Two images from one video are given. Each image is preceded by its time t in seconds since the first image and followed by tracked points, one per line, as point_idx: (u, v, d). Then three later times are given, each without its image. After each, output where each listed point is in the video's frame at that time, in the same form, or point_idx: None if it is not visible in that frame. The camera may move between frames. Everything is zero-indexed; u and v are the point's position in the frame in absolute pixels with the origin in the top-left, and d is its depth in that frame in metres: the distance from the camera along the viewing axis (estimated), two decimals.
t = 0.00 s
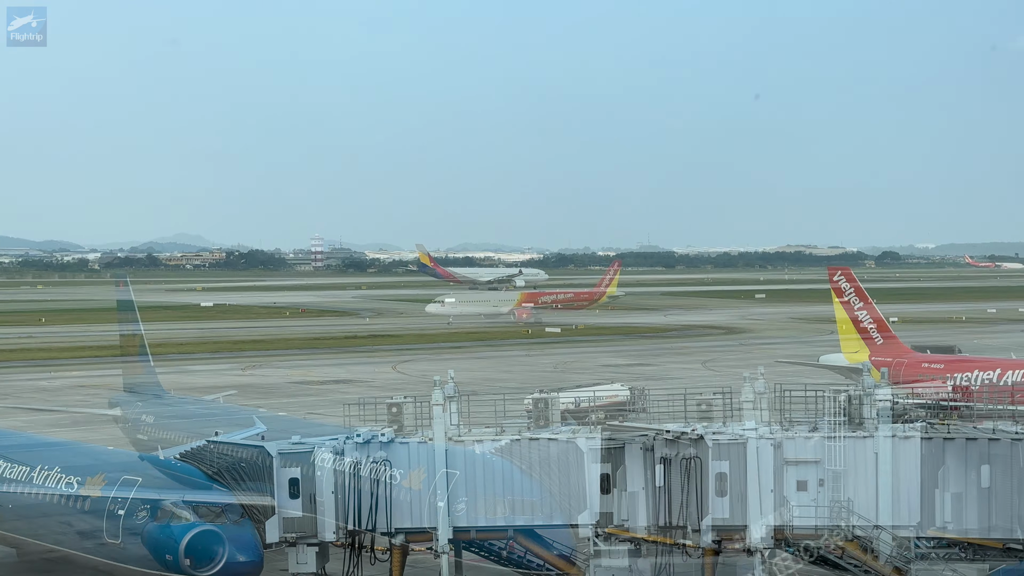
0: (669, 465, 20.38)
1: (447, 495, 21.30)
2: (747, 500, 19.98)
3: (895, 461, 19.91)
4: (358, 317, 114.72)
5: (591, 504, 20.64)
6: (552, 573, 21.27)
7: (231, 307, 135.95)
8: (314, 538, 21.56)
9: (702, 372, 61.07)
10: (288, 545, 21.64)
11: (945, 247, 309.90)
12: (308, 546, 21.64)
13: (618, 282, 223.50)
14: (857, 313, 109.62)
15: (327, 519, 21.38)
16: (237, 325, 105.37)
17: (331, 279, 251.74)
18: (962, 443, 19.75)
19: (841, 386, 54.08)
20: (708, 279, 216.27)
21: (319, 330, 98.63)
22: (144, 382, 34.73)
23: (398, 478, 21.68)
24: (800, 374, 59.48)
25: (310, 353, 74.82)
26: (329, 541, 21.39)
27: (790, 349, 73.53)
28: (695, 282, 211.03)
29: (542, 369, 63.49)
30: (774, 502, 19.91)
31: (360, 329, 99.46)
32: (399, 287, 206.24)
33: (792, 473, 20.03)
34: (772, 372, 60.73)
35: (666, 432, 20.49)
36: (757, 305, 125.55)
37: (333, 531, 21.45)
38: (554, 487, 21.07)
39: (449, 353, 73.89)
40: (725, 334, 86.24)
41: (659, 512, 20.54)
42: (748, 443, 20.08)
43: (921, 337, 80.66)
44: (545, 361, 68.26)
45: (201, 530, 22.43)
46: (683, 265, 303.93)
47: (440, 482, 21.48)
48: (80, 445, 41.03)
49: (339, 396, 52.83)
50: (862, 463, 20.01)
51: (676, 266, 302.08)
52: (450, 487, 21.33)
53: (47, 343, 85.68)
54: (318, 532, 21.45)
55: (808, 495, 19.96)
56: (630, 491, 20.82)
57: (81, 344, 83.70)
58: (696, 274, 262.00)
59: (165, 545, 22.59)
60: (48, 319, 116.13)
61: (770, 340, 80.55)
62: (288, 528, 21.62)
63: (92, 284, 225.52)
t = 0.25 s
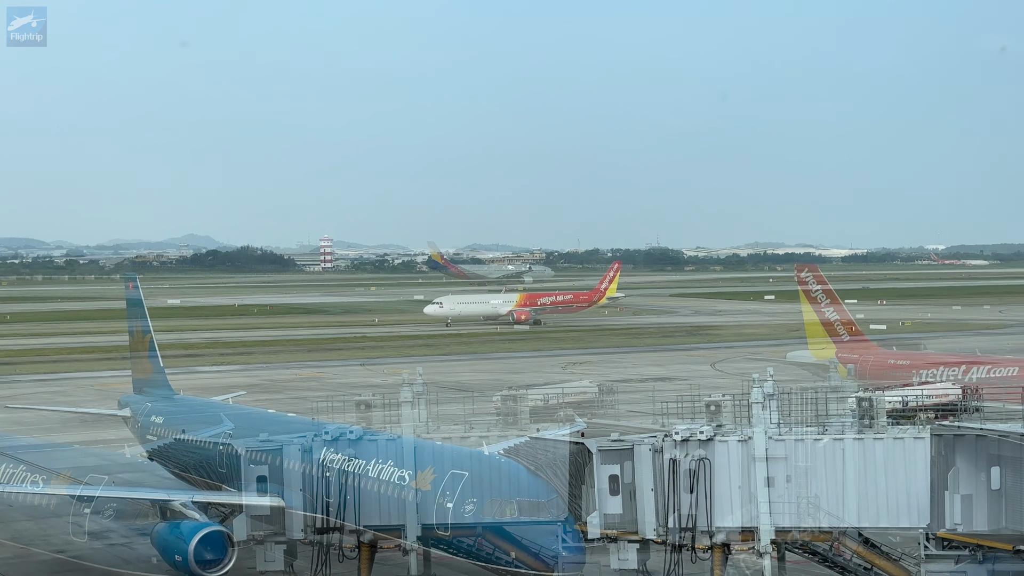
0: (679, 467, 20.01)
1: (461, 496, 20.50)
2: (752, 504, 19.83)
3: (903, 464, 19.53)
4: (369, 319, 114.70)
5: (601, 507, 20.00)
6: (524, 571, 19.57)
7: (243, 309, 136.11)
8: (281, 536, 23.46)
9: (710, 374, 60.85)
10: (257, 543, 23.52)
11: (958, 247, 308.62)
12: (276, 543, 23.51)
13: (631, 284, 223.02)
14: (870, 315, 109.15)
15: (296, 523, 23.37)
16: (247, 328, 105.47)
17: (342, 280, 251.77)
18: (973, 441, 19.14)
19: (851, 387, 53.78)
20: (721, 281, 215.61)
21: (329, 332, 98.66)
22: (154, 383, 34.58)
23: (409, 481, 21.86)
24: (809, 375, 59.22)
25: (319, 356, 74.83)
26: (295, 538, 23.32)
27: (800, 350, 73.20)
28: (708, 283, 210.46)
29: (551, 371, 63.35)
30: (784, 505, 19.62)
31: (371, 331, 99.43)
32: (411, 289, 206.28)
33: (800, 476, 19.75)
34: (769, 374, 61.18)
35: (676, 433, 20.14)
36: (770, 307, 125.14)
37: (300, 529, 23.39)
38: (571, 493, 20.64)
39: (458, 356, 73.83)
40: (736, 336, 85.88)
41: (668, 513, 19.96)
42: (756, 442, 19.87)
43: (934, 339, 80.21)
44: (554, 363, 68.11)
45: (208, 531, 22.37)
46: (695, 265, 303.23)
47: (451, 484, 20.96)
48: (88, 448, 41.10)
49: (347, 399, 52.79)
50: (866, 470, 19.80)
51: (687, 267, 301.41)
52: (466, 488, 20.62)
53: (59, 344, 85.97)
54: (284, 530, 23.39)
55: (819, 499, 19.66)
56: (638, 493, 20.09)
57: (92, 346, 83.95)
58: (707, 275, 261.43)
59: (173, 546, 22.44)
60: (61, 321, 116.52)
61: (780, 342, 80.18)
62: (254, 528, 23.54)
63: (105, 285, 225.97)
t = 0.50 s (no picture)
0: (689, 469, 20.11)
1: (471, 499, 20.46)
2: (759, 507, 19.78)
3: (914, 467, 19.01)
4: (381, 321, 114.77)
5: (609, 509, 20.01)
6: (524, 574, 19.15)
7: (255, 311, 136.37)
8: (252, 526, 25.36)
9: (721, 376, 60.65)
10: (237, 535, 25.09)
11: (970, 249, 308.05)
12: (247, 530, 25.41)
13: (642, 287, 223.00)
14: (882, 317, 108.78)
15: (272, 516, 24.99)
16: (258, 330, 105.63)
17: (354, 282, 252.28)
18: (986, 443, 18.44)
19: (861, 390, 53.52)
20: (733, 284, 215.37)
21: (340, 335, 98.69)
22: (164, 385, 34.32)
23: (419, 483, 21.84)
24: (820, 377, 58.98)
25: (329, 358, 74.84)
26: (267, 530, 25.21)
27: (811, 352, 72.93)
28: (721, 286, 210.20)
29: (564, 374, 63.42)
30: (793, 508, 19.60)
31: (382, 334, 99.48)
32: (423, 291, 206.61)
33: (809, 476, 19.55)
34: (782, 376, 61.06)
35: (686, 435, 20.29)
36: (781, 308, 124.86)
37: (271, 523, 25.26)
38: (579, 493, 19.87)
39: (468, 358, 73.76)
40: (750, 338, 85.75)
41: (677, 515, 19.99)
42: (766, 443, 19.77)
43: (947, 342, 79.87)
44: (567, 365, 68.18)
45: (219, 530, 22.23)
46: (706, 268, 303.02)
47: (459, 486, 20.94)
48: (98, 451, 41.12)
49: (356, 401, 52.74)
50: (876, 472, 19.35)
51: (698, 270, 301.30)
52: (474, 490, 20.57)
53: (70, 347, 86.20)
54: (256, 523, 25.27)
55: (830, 502, 19.45)
56: (648, 496, 20.06)
57: (103, 348, 84.14)
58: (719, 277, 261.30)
59: (183, 548, 22.36)
60: (73, 323, 116.81)
61: (791, 344, 79.90)
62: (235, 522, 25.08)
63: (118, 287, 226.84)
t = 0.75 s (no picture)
0: (699, 471, 20.08)
1: (481, 501, 20.51)
2: (769, 510, 19.72)
3: (926, 470, 18.92)
4: (391, 324, 114.99)
5: (620, 512, 19.93)
6: None
7: (265, 314, 136.71)
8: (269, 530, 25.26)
9: (731, 379, 60.60)
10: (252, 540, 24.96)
11: (981, 250, 307.48)
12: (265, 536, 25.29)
13: (652, 288, 223.00)
14: (893, 320, 108.63)
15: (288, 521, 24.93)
16: (268, 332, 105.76)
17: (365, 285, 252.78)
18: (999, 445, 18.26)
19: (872, 393, 53.49)
20: (743, 287, 215.43)
21: (349, 338, 98.76)
22: (175, 387, 34.27)
23: (430, 486, 21.85)
24: (830, 380, 58.94)
25: (339, 361, 74.92)
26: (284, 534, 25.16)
27: (822, 356, 72.81)
28: (731, 288, 210.18)
29: (575, 376, 63.45)
30: (805, 510, 19.52)
31: (391, 337, 99.64)
32: (435, 294, 206.86)
33: (822, 478, 19.47)
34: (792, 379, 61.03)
35: (696, 439, 20.32)
36: (793, 312, 124.85)
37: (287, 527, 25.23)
38: (589, 497, 19.91)
39: (478, 361, 73.76)
40: (761, 341, 85.68)
41: (688, 518, 19.94)
42: (777, 445, 19.68)
43: (958, 345, 79.73)
44: (577, 368, 68.22)
45: (231, 533, 22.18)
46: (716, 270, 302.98)
47: (470, 488, 20.98)
48: (110, 453, 41.21)
49: (366, 404, 52.78)
50: (887, 475, 19.23)
51: (708, 272, 301.32)
52: (485, 493, 20.59)
53: (81, 348, 86.43)
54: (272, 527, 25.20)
55: (843, 505, 19.36)
56: (658, 499, 19.99)
57: (115, 351, 84.36)
58: (729, 280, 261.27)
59: (195, 551, 22.34)
60: (85, 325, 117.13)
61: (802, 347, 79.82)
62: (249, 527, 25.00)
63: (130, 289, 227.61)
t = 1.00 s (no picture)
0: (712, 474, 20.03)
1: (493, 503, 20.51)
2: (781, 513, 19.67)
3: (939, 472, 18.82)
4: (403, 327, 115.00)
5: (631, 515, 19.94)
6: None
7: (278, 316, 136.87)
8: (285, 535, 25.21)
9: (744, 382, 60.48)
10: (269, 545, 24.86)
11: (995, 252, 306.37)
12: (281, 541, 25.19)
13: (665, 292, 222.72)
14: (906, 323, 108.28)
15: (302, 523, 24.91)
16: (281, 335, 105.97)
17: (376, 288, 253.07)
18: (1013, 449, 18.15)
19: (887, 396, 53.27)
20: (757, 291, 214.75)
21: (362, 340, 98.79)
22: (188, 389, 34.32)
23: (442, 489, 21.86)
24: (843, 384, 58.76)
25: (352, 364, 74.98)
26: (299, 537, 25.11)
27: (834, 359, 72.63)
28: (744, 291, 209.66)
29: (587, 379, 63.40)
30: (818, 513, 19.47)
31: (403, 340, 99.69)
32: (446, 297, 206.84)
33: (834, 481, 19.41)
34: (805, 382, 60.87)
35: (709, 441, 20.30)
36: (805, 315, 124.48)
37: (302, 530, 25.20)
38: (602, 498, 19.85)
39: (491, 364, 73.78)
40: (774, 344, 85.49)
41: (700, 521, 19.91)
42: (789, 448, 19.63)
43: (972, 348, 79.36)
44: (589, 371, 68.15)
45: (243, 535, 22.22)
46: (728, 273, 302.58)
47: (482, 491, 20.99)
48: (123, 455, 41.31)
49: (378, 407, 52.82)
50: (899, 478, 19.13)
51: (720, 275, 300.90)
52: (497, 496, 20.59)
53: (95, 351, 86.72)
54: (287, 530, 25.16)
55: (856, 508, 19.27)
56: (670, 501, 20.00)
57: (128, 353, 84.60)
58: (741, 283, 260.78)
59: (207, 553, 22.37)
60: (98, 328, 117.50)
61: (815, 350, 79.62)
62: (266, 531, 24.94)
63: (144, 291, 228.12)
